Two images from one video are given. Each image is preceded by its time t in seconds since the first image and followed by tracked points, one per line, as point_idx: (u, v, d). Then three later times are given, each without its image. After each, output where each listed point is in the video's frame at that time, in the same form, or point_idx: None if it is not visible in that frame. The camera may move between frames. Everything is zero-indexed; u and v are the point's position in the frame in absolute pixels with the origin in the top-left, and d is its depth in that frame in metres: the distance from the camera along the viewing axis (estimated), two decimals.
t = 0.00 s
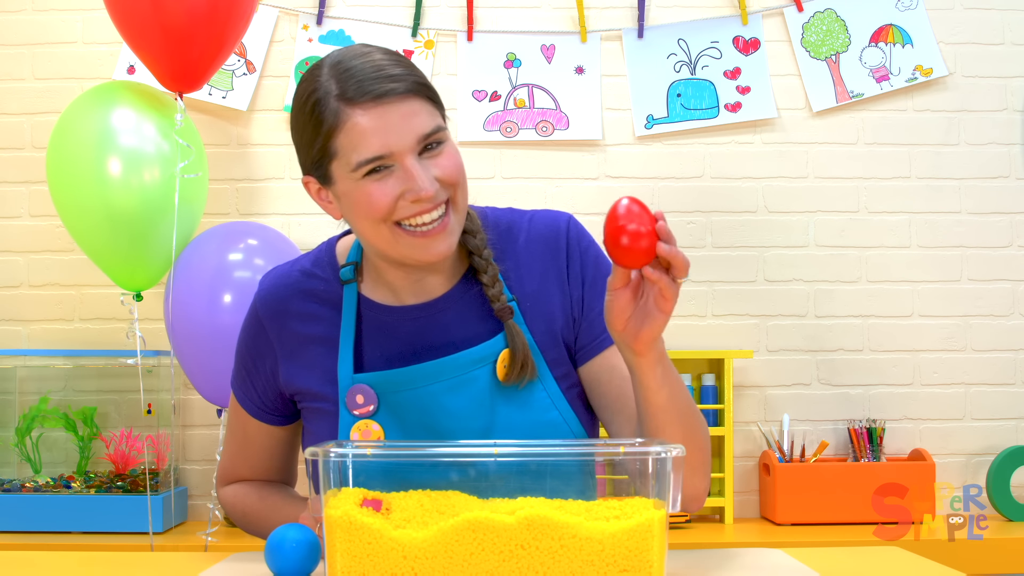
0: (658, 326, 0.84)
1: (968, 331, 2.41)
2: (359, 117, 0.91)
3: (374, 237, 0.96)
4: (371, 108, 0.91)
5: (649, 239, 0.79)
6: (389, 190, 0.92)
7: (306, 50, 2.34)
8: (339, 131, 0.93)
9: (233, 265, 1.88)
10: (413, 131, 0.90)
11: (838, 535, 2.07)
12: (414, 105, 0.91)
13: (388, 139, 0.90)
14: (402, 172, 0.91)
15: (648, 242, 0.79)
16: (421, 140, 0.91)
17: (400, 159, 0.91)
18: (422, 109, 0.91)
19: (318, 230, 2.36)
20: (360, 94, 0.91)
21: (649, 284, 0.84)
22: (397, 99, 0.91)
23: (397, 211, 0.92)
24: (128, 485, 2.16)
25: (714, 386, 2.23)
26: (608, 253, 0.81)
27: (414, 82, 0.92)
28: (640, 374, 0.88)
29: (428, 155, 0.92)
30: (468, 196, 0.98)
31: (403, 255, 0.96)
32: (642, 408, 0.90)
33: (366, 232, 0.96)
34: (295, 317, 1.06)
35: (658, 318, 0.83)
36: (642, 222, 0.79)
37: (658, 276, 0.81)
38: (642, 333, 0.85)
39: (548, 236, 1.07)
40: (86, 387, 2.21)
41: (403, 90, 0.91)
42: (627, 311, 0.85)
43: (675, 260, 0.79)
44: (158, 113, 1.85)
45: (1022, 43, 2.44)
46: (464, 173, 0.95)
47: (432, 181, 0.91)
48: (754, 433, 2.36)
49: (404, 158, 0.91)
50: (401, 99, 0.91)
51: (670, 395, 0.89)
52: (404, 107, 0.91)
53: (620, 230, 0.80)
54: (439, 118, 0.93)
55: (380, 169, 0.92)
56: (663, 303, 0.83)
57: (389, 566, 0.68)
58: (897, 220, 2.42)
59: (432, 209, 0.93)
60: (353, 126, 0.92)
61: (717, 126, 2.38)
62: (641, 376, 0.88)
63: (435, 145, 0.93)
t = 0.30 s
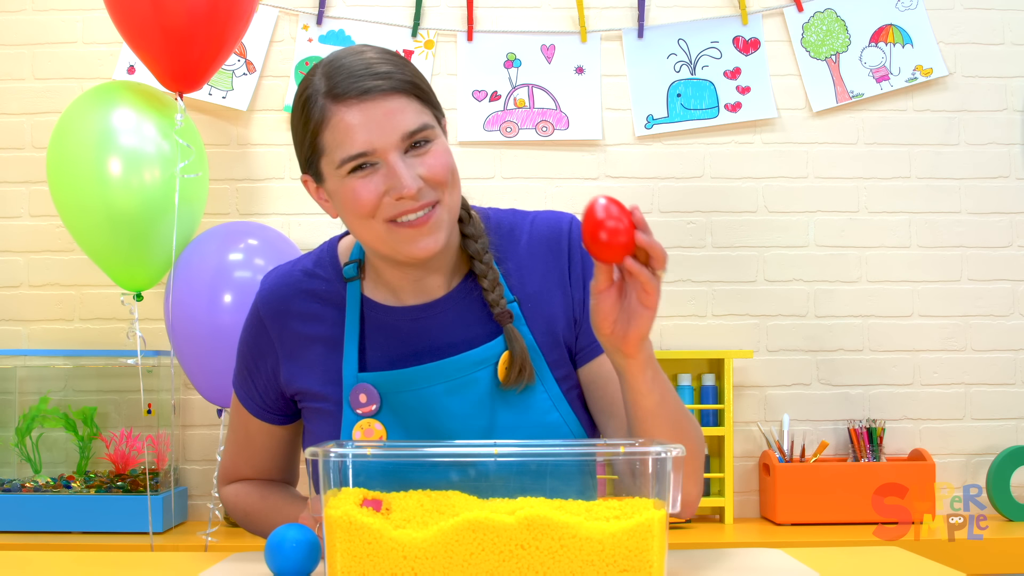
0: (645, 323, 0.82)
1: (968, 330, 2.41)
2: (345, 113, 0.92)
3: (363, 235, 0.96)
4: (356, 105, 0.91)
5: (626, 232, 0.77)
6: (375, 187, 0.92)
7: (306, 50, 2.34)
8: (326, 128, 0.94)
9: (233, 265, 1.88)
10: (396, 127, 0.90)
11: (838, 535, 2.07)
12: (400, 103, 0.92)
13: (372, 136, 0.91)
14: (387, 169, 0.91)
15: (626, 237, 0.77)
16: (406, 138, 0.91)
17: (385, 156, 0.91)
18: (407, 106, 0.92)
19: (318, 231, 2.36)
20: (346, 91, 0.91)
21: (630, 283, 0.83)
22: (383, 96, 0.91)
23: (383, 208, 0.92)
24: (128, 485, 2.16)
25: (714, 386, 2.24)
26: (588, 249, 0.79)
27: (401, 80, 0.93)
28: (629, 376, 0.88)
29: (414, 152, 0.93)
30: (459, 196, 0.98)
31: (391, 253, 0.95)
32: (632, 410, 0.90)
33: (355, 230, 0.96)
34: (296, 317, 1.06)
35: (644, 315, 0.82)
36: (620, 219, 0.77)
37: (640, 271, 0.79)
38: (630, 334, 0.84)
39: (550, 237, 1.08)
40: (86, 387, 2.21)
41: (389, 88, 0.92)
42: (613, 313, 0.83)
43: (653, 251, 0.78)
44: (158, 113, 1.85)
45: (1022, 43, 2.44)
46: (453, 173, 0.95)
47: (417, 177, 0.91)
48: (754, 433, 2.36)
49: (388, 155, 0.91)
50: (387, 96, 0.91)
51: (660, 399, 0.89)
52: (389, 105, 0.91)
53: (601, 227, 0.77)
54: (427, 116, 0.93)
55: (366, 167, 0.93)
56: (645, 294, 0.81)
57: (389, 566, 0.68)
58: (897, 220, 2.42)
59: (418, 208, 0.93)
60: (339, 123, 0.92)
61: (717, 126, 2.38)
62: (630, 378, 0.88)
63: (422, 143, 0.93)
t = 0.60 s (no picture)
0: (652, 326, 0.82)
1: (968, 330, 2.41)
2: (339, 99, 0.92)
3: (357, 225, 0.95)
4: (350, 91, 0.92)
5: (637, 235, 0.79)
6: (368, 174, 0.92)
7: (306, 50, 2.34)
8: (321, 115, 0.94)
9: (233, 265, 1.88)
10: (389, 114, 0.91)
11: (838, 535, 2.07)
12: (394, 90, 0.92)
13: (365, 121, 0.91)
14: (380, 155, 0.92)
15: (639, 240, 0.79)
16: (399, 124, 0.91)
17: (378, 143, 0.92)
18: (402, 94, 0.92)
19: (318, 231, 2.36)
20: (340, 77, 0.92)
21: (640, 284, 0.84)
22: (377, 83, 0.92)
23: (375, 195, 0.92)
24: (128, 485, 2.16)
25: (714, 386, 2.24)
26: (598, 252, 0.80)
27: (396, 69, 0.94)
28: (634, 377, 0.88)
29: (409, 140, 0.93)
30: (456, 190, 0.98)
31: (385, 244, 0.95)
32: (637, 412, 0.90)
33: (350, 221, 0.96)
34: (297, 317, 1.06)
35: (652, 318, 0.82)
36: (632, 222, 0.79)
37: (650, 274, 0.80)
38: (637, 336, 0.84)
39: (552, 237, 1.08)
40: (86, 387, 2.21)
41: (384, 76, 0.92)
42: (621, 315, 0.85)
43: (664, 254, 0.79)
44: (158, 113, 1.85)
45: (1022, 43, 2.44)
46: (448, 164, 0.95)
47: (410, 164, 0.91)
48: (754, 433, 2.36)
49: (382, 141, 0.91)
50: (381, 84, 0.92)
51: (665, 401, 0.89)
52: (384, 92, 0.92)
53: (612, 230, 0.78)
54: (422, 105, 0.94)
55: (360, 154, 0.93)
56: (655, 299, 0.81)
57: (389, 566, 0.68)
58: (897, 220, 2.42)
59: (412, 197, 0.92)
60: (333, 109, 0.93)
61: (717, 126, 2.38)
62: (636, 380, 0.88)
63: (417, 132, 0.93)
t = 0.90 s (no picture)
0: (647, 328, 0.83)
1: (968, 330, 2.41)
2: (353, 87, 0.93)
3: (359, 214, 0.94)
4: (365, 79, 0.93)
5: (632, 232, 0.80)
6: (374, 161, 0.91)
7: (306, 50, 2.34)
8: (334, 103, 0.95)
9: (233, 265, 1.88)
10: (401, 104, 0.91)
11: (838, 535, 2.07)
12: (408, 82, 0.93)
13: (377, 109, 0.91)
14: (388, 144, 0.91)
15: (633, 238, 0.79)
16: (410, 115, 0.92)
17: (388, 131, 0.91)
18: (414, 86, 0.93)
19: (318, 231, 2.36)
20: (356, 65, 0.93)
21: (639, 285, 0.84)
22: (391, 74, 0.93)
23: (380, 183, 0.91)
24: (128, 485, 2.16)
25: (714, 386, 2.24)
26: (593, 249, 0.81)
27: (413, 63, 0.94)
28: (626, 375, 0.89)
29: (419, 133, 0.93)
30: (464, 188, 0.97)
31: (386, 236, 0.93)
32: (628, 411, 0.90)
33: (353, 210, 0.95)
34: (298, 316, 1.06)
35: (647, 321, 0.83)
36: (627, 217, 0.80)
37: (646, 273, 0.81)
38: (630, 335, 0.85)
39: (552, 238, 1.08)
40: (86, 387, 2.21)
41: (399, 67, 0.93)
42: (617, 308, 0.85)
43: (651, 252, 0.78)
44: (158, 113, 1.85)
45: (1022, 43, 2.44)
46: (457, 160, 0.94)
47: (417, 154, 0.91)
48: (754, 433, 2.36)
49: (391, 131, 0.91)
50: (396, 74, 0.93)
51: (655, 402, 0.89)
52: (397, 82, 0.92)
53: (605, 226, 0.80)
54: (435, 100, 0.94)
55: (369, 143, 0.93)
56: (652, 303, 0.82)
57: (389, 566, 0.68)
58: (897, 220, 2.42)
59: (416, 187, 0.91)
60: (346, 95, 0.93)
61: (717, 126, 2.38)
62: (628, 380, 0.88)
63: (428, 126, 0.93)
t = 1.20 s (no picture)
0: (658, 327, 0.84)
1: (967, 330, 2.41)
2: (383, 80, 0.92)
3: (372, 205, 0.95)
4: (396, 74, 0.92)
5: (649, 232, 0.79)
6: (396, 157, 0.92)
7: (306, 49, 2.34)
8: (361, 93, 0.94)
9: (233, 265, 1.87)
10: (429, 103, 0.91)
11: (838, 535, 2.07)
12: (438, 81, 0.93)
13: (404, 105, 0.91)
14: (412, 141, 0.92)
15: (652, 238, 0.79)
16: (437, 115, 0.92)
17: (413, 129, 0.92)
18: (443, 86, 0.93)
19: (319, 231, 2.36)
20: (388, 59, 0.93)
21: (652, 284, 0.84)
22: (422, 71, 0.92)
23: (399, 180, 0.92)
24: (128, 485, 2.16)
25: (714, 386, 2.24)
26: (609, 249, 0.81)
27: (446, 64, 0.94)
28: (636, 376, 0.88)
29: (443, 134, 0.93)
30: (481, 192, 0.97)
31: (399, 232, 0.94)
32: (638, 411, 0.90)
33: (366, 200, 0.96)
34: (299, 316, 1.06)
35: (659, 319, 0.83)
36: (645, 218, 0.79)
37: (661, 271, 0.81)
38: (641, 333, 0.85)
39: (553, 240, 1.08)
40: (86, 387, 2.21)
41: (432, 66, 0.93)
42: (631, 305, 0.85)
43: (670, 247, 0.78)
44: (158, 113, 1.85)
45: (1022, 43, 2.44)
46: (478, 164, 0.95)
47: (440, 155, 0.91)
48: (754, 433, 2.36)
49: (416, 129, 0.92)
50: (427, 73, 0.93)
51: (666, 400, 0.89)
52: (428, 81, 0.92)
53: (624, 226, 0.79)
54: (463, 102, 0.94)
55: (392, 137, 0.93)
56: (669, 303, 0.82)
57: (389, 566, 0.68)
58: (897, 220, 2.42)
59: (434, 188, 0.92)
60: (375, 88, 0.93)
61: (716, 126, 2.38)
62: (637, 378, 0.88)
63: (452, 127, 0.94)
